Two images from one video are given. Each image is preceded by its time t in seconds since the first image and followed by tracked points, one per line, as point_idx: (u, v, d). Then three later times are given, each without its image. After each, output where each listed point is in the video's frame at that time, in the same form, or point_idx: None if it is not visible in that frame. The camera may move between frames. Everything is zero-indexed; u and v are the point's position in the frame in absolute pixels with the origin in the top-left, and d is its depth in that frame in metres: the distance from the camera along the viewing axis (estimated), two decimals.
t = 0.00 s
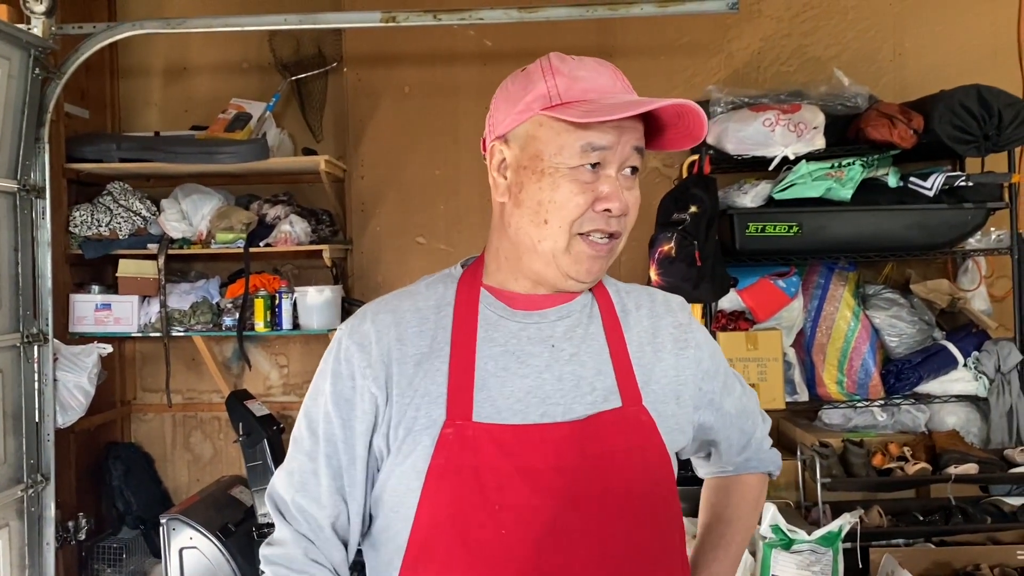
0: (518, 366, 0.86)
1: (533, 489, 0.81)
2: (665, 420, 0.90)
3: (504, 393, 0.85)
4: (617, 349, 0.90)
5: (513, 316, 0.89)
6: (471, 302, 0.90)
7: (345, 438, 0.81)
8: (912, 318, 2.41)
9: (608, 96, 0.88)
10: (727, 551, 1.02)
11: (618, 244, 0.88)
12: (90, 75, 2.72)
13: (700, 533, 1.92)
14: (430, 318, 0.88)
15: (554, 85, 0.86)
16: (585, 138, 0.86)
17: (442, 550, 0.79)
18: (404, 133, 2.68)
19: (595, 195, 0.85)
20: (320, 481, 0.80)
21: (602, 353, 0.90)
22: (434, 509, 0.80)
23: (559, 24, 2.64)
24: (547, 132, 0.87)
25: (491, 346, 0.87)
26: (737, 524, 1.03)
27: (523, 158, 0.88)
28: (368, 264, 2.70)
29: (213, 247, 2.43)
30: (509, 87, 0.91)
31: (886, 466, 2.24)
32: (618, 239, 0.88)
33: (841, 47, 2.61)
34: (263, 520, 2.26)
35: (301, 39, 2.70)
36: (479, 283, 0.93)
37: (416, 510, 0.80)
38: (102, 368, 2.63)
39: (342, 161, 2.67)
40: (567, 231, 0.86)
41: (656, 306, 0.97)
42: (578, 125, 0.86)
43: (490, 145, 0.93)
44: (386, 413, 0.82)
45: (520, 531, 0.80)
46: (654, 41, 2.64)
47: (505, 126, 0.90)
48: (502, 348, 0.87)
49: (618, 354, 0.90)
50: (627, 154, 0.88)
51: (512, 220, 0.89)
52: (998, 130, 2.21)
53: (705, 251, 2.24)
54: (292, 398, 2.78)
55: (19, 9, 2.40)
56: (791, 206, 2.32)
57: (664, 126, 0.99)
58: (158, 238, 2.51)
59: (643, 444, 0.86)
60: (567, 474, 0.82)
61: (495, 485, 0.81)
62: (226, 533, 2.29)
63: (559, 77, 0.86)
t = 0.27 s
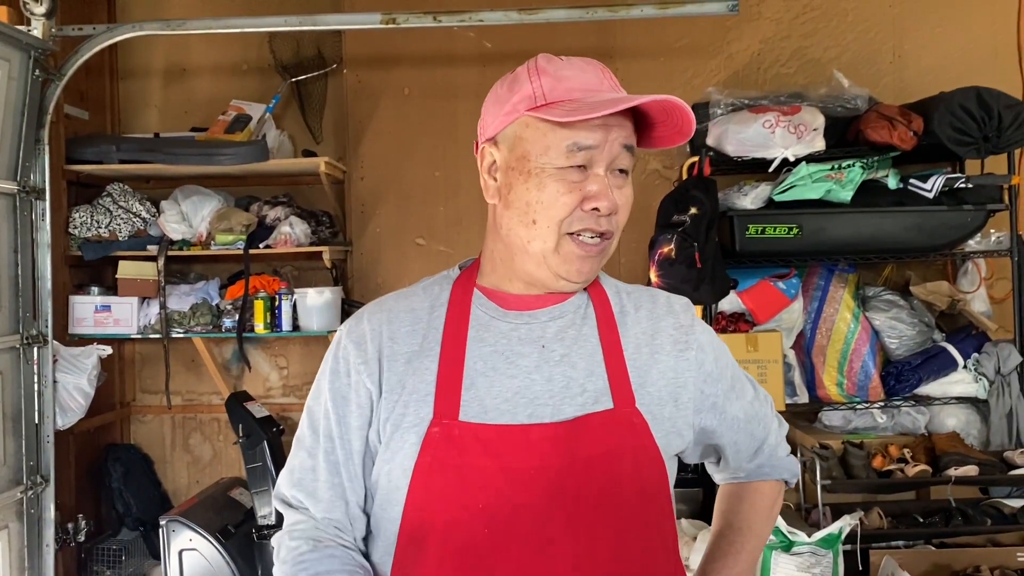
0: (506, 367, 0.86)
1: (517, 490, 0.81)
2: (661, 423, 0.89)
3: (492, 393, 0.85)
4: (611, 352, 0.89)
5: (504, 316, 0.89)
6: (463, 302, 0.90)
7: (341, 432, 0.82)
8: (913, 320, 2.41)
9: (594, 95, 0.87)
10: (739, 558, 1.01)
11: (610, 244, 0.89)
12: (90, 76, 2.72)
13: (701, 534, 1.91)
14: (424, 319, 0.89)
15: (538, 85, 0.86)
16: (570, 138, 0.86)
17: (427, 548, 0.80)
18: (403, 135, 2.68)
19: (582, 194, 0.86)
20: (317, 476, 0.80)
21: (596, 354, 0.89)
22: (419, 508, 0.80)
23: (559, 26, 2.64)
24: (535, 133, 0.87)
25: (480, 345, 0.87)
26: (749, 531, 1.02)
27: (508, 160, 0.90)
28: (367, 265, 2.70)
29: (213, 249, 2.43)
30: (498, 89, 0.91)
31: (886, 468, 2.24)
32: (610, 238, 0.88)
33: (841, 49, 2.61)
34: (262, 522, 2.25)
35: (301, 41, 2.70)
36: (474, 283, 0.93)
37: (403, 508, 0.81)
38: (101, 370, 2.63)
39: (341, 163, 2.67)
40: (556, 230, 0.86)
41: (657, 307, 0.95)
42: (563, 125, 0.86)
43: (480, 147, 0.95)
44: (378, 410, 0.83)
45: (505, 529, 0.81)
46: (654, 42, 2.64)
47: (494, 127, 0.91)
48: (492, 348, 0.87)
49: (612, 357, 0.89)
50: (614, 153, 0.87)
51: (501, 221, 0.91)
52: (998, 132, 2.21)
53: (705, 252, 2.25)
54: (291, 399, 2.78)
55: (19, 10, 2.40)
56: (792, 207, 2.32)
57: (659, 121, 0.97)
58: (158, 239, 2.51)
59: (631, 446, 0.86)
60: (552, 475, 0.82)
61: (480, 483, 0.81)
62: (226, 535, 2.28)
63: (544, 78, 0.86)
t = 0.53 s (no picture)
0: (508, 370, 0.86)
1: (520, 493, 0.81)
2: (661, 426, 0.89)
3: (493, 397, 0.84)
4: (611, 354, 0.89)
5: (506, 319, 0.89)
6: (463, 305, 0.90)
7: (336, 436, 0.82)
8: (912, 322, 2.41)
9: (594, 98, 0.87)
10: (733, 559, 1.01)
11: (610, 247, 0.88)
12: (90, 78, 2.72)
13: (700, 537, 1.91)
14: (424, 323, 0.88)
15: (540, 88, 0.86)
16: (570, 141, 0.86)
17: (429, 552, 0.80)
18: (403, 137, 2.68)
19: (582, 198, 0.85)
20: (307, 478, 0.81)
21: (596, 357, 0.89)
22: (422, 512, 0.80)
23: (559, 28, 2.64)
24: (534, 137, 0.87)
25: (481, 348, 0.87)
26: (744, 532, 1.01)
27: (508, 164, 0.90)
28: (367, 267, 2.70)
29: (213, 250, 2.43)
30: (498, 91, 0.91)
31: (885, 470, 2.25)
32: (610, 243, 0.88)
33: (841, 51, 2.61)
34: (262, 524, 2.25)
35: (300, 42, 2.69)
36: (474, 285, 0.93)
37: (404, 512, 0.81)
38: (101, 371, 2.63)
39: (341, 164, 2.67)
40: (557, 234, 0.86)
41: (656, 310, 0.95)
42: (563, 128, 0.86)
43: (479, 150, 0.95)
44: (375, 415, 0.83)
45: (507, 532, 0.81)
46: (654, 44, 2.64)
47: (493, 130, 0.90)
48: (492, 351, 0.87)
49: (612, 361, 0.89)
50: (615, 157, 0.87)
51: (501, 225, 0.91)
52: (997, 134, 2.21)
53: (704, 254, 2.25)
54: (291, 401, 2.78)
55: (20, 12, 2.40)
56: (791, 209, 2.32)
57: (661, 127, 0.97)
58: (158, 240, 2.51)
59: (631, 449, 0.86)
60: (554, 479, 0.82)
61: (481, 488, 0.81)
62: (225, 536, 2.28)
63: (545, 81, 0.87)
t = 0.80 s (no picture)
0: (512, 374, 0.86)
1: (528, 497, 0.81)
2: (660, 428, 0.90)
3: (498, 401, 0.85)
4: (611, 357, 0.90)
5: (507, 324, 0.90)
6: (466, 309, 0.90)
7: (343, 441, 0.81)
8: (911, 325, 2.41)
9: (583, 102, 0.87)
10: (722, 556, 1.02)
11: (600, 250, 0.89)
12: (91, 79, 2.73)
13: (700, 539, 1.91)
14: (426, 328, 0.88)
15: (529, 92, 0.86)
16: (559, 145, 0.86)
17: (435, 558, 0.80)
18: (403, 139, 2.69)
19: (572, 202, 0.86)
20: (313, 483, 0.79)
21: (596, 361, 0.90)
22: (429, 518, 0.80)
23: (559, 30, 2.64)
24: (533, 139, 0.87)
25: (486, 352, 0.87)
26: (731, 530, 1.03)
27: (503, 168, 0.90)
28: (367, 269, 2.70)
29: (213, 252, 2.43)
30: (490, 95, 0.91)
31: (884, 472, 2.25)
32: (600, 245, 0.89)
33: (840, 54, 2.62)
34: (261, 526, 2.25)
35: (302, 44, 2.73)
36: (474, 290, 0.93)
37: (410, 518, 0.80)
38: (100, 373, 2.63)
39: (341, 166, 2.67)
40: (545, 238, 0.87)
41: (650, 313, 0.97)
42: (551, 132, 0.86)
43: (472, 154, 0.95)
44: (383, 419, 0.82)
45: (515, 537, 0.81)
46: (653, 47, 2.64)
47: (485, 135, 0.91)
48: (496, 355, 0.87)
49: (613, 363, 0.90)
50: (605, 160, 0.87)
51: (494, 229, 0.91)
52: (996, 137, 2.22)
53: (703, 256, 2.25)
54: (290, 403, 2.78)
55: (20, 13, 2.41)
56: (791, 212, 2.33)
57: (654, 127, 0.97)
58: (157, 242, 2.52)
59: (635, 452, 0.86)
60: (561, 483, 0.82)
61: (488, 493, 0.81)
62: (224, 538, 2.29)
63: (534, 85, 0.87)
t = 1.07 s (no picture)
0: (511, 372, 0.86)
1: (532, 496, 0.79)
2: (657, 424, 0.91)
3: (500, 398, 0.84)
4: (606, 354, 0.91)
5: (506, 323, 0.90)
6: (463, 307, 0.90)
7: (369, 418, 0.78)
8: (910, 326, 2.42)
9: (541, 101, 0.87)
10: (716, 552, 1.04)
11: (568, 250, 0.88)
12: (92, 80, 2.73)
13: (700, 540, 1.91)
14: (426, 323, 0.88)
15: (490, 95, 0.88)
16: (515, 145, 0.86)
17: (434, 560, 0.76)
18: (403, 140, 2.69)
19: (533, 201, 0.86)
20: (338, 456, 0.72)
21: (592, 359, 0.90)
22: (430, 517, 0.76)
23: (559, 32, 2.64)
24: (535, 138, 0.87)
25: (486, 352, 0.87)
26: (724, 528, 1.05)
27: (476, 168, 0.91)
28: (367, 269, 2.70)
29: (213, 252, 2.43)
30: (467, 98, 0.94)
31: (884, 474, 2.25)
32: (568, 244, 0.88)
33: (839, 56, 2.62)
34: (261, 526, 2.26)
35: (302, 45, 2.73)
36: (471, 290, 0.93)
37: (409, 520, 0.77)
38: (101, 373, 2.63)
39: (341, 167, 2.67)
40: (512, 237, 0.86)
41: (643, 312, 0.98)
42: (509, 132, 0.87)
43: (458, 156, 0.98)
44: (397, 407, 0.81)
45: (518, 537, 0.78)
46: (653, 48, 2.65)
47: (461, 137, 0.94)
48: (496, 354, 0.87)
49: (609, 361, 0.91)
50: (566, 158, 0.87)
51: (473, 231, 0.92)
52: (996, 139, 2.22)
53: (703, 257, 2.25)
54: (290, 403, 2.79)
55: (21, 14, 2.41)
56: (790, 213, 2.33)
57: (631, 125, 0.93)
58: (158, 243, 2.52)
59: (634, 450, 0.86)
60: (564, 481, 0.81)
61: (494, 488, 0.79)
62: (224, 538, 2.29)
63: (495, 87, 0.88)
